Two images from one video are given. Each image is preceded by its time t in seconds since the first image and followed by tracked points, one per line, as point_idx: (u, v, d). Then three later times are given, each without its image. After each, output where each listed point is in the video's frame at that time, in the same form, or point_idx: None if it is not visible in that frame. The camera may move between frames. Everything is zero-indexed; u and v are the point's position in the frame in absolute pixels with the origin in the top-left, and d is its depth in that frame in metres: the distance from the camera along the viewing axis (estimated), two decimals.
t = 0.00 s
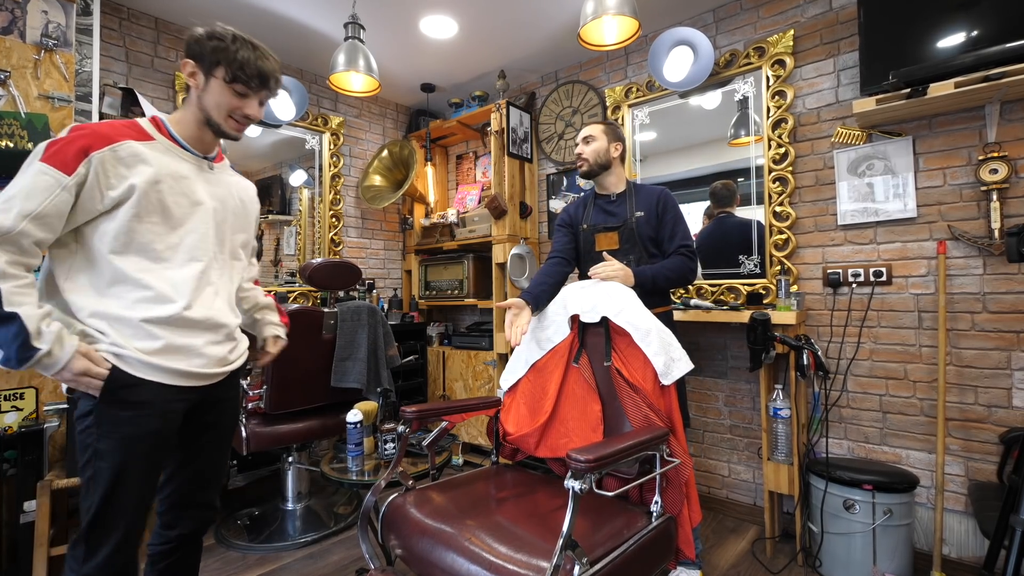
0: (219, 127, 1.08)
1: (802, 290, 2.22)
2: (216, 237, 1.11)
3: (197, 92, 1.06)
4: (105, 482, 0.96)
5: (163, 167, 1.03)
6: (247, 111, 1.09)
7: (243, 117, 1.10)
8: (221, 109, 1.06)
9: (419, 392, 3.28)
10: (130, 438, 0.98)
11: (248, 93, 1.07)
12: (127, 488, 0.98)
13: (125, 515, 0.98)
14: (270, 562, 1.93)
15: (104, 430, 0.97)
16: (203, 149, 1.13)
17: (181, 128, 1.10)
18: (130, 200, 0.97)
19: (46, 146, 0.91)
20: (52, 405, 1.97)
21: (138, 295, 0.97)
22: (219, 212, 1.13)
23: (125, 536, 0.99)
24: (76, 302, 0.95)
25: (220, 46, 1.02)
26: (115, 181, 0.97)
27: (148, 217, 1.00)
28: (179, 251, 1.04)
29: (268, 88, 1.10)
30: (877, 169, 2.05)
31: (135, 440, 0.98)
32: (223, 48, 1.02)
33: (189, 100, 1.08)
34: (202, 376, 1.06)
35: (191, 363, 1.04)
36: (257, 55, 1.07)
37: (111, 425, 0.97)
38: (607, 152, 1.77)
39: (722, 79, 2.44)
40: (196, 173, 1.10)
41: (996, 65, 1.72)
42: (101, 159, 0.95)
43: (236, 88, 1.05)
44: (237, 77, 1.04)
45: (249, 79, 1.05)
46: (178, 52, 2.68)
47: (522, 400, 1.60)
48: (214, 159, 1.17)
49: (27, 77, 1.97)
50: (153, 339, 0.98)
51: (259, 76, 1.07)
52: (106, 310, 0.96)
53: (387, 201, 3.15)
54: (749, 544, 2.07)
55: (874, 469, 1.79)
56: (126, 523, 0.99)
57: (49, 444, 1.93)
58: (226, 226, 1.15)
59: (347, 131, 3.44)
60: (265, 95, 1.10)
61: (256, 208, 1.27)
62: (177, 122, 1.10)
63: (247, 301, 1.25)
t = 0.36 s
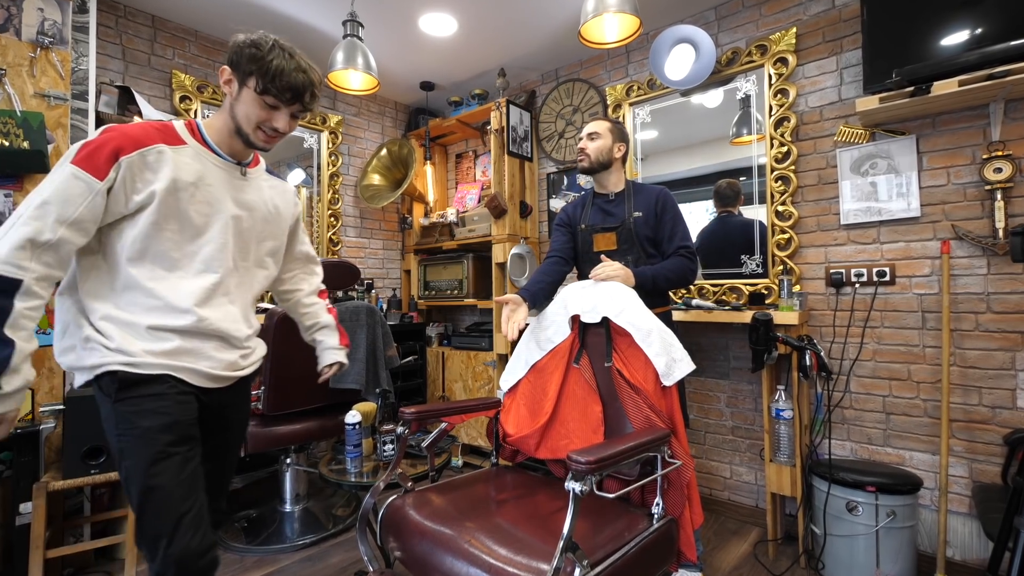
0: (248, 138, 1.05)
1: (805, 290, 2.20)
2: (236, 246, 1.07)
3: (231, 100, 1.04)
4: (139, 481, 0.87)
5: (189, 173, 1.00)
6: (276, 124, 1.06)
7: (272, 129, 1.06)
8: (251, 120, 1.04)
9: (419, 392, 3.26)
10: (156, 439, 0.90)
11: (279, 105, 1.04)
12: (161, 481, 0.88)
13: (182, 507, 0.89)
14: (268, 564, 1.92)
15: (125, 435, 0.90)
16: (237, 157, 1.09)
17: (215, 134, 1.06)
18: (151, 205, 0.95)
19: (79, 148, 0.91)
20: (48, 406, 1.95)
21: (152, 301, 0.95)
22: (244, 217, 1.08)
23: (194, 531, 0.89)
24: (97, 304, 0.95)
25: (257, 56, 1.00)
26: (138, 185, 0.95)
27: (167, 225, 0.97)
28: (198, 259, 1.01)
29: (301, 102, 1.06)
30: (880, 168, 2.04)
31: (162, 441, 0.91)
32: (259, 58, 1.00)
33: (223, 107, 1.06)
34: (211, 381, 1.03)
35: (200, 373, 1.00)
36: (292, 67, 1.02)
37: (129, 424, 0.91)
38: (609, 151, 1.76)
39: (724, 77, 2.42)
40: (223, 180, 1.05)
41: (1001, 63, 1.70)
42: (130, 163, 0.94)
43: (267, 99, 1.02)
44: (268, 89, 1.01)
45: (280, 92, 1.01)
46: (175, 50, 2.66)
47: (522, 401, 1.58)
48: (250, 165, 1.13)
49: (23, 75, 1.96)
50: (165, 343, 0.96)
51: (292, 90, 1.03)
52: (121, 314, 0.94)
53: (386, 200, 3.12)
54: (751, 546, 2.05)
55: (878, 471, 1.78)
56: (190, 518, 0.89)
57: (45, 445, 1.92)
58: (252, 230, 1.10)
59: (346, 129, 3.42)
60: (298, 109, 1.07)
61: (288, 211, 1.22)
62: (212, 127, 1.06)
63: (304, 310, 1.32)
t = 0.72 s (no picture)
0: (243, 118, 0.85)
1: (809, 290, 2.17)
2: (266, 242, 0.95)
3: (214, 71, 0.84)
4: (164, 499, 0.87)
5: (191, 178, 0.86)
6: (275, 95, 0.85)
7: (271, 103, 0.86)
8: (244, 94, 0.83)
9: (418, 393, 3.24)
10: (178, 461, 0.86)
11: (274, 70, 0.83)
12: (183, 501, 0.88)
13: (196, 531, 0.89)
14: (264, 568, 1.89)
15: (155, 451, 0.88)
16: (237, 140, 0.93)
17: (206, 122, 0.90)
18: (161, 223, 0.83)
19: (62, 174, 0.78)
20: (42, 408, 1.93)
21: (185, 330, 0.86)
22: (263, 210, 0.95)
23: (216, 553, 0.91)
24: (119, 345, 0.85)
25: (237, 10, 0.80)
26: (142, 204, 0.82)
27: (184, 241, 0.85)
28: (225, 271, 0.90)
29: (298, 61, 0.86)
30: (885, 166, 2.01)
31: (182, 462, 0.87)
32: (240, 11, 0.80)
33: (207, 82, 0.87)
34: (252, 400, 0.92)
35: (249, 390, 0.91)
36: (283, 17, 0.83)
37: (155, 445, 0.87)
38: (620, 147, 1.74)
39: (727, 74, 2.39)
40: (229, 171, 0.91)
41: (1007, 61, 1.68)
42: (118, 183, 0.79)
43: (258, 64, 0.82)
44: (257, 51, 0.81)
45: (272, 51, 0.81)
46: (171, 47, 2.63)
47: (522, 403, 1.56)
48: (253, 145, 0.96)
49: (16, 72, 1.93)
50: (195, 375, 0.86)
51: (288, 48, 0.83)
52: (151, 347, 0.85)
53: (385, 199, 3.09)
54: (754, 550, 2.03)
55: (883, 474, 1.75)
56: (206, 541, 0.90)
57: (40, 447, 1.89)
58: (273, 223, 0.97)
59: (343, 127, 3.39)
60: (297, 70, 0.86)
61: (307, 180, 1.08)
62: (197, 112, 0.90)
63: (338, 280, 1.21)
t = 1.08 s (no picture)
0: (238, 87, 0.75)
1: (813, 290, 2.14)
2: (270, 223, 0.82)
3: (202, 35, 0.75)
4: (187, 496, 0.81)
5: (173, 159, 0.78)
6: (273, 58, 0.75)
7: (268, 67, 0.75)
8: (238, 59, 0.73)
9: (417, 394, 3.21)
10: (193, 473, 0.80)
11: (269, 29, 0.73)
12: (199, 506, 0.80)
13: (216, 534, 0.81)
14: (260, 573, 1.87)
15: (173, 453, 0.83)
16: (233, 115, 0.85)
17: (196, 98, 0.82)
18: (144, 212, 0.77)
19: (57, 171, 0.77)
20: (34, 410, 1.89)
21: (188, 329, 0.80)
22: (261, 190, 0.83)
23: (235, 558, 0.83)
24: (134, 347, 0.82)
25: None
26: (127, 193, 0.78)
27: (174, 231, 0.78)
28: (223, 261, 0.80)
29: (298, 20, 0.75)
30: (891, 164, 1.98)
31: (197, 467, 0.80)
32: None
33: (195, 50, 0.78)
34: (258, 400, 0.79)
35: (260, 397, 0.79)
36: None
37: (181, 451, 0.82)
38: (636, 140, 1.70)
39: (730, 71, 2.37)
40: (219, 150, 0.82)
41: (1014, 57, 1.66)
42: (99, 171, 0.76)
43: (252, 24, 0.72)
44: (250, 8, 0.71)
45: (267, 8, 0.71)
46: (166, 43, 2.60)
47: (522, 404, 1.53)
48: (255, 119, 0.87)
49: (8, 68, 1.90)
50: (190, 375, 0.78)
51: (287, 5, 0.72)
52: (157, 348, 0.80)
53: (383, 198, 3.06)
54: (758, 554, 2.00)
55: (888, 477, 1.73)
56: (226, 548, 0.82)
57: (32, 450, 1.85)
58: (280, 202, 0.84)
59: (341, 125, 3.36)
60: (295, 29, 0.76)
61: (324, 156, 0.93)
62: (184, 89, 0.83)
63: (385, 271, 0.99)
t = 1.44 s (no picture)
0: (234, 121, 0.58)
1: (818, 290, 2.11)
2: (279, 272, 0.70)
3: (178, 57, 0.55)
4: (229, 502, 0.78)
5: (173, 200, 0.69)
6: (274, 87, 0.56)
7: (264, 98, 0.56)
8: (226, 91, 0.55)
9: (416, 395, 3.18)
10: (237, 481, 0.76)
11: (263, 50, 0.53)
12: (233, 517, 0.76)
13: (236, 555, 0.73)
14: None
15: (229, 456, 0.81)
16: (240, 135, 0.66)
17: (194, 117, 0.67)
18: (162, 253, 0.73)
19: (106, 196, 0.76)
20: (26, 412, 1.85)
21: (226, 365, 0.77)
22: (265, 234, 0.68)
23: None
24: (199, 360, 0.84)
25: None
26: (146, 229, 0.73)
27: (190, 275, 0.73)
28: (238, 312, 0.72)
29: (303, 31, 0.55)
30: (897, 162, 1.95)
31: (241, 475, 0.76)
32: None
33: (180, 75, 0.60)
34: (284, 419, 0.72)
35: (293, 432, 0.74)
36: None
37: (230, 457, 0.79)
38: (658, 133, 1.67)
39: (734, 68, 2.33)
40: (219, 183, 0.67)
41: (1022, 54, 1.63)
42: (119, 204, 0.72)
43: (245, 46, 0.52)
44: (238, 28, 0.51)
45: (261, 25, 0.52)
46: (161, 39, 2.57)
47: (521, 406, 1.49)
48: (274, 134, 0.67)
49: None
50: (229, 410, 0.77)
51: (289, 15, 0.53)
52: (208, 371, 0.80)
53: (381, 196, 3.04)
54: (762, 558, 1.96)
55: (894, 479, 1.70)
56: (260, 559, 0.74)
57: (24, 453, 1.83)
58: (288, 239, 0.69)
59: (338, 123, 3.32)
60: (302, 46, 0.56)
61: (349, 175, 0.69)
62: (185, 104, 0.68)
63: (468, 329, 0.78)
